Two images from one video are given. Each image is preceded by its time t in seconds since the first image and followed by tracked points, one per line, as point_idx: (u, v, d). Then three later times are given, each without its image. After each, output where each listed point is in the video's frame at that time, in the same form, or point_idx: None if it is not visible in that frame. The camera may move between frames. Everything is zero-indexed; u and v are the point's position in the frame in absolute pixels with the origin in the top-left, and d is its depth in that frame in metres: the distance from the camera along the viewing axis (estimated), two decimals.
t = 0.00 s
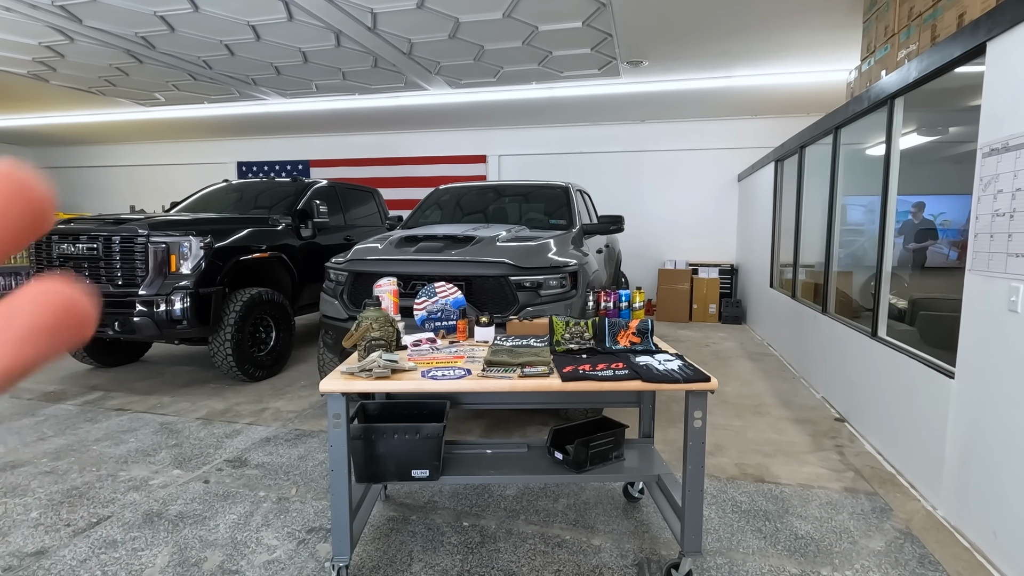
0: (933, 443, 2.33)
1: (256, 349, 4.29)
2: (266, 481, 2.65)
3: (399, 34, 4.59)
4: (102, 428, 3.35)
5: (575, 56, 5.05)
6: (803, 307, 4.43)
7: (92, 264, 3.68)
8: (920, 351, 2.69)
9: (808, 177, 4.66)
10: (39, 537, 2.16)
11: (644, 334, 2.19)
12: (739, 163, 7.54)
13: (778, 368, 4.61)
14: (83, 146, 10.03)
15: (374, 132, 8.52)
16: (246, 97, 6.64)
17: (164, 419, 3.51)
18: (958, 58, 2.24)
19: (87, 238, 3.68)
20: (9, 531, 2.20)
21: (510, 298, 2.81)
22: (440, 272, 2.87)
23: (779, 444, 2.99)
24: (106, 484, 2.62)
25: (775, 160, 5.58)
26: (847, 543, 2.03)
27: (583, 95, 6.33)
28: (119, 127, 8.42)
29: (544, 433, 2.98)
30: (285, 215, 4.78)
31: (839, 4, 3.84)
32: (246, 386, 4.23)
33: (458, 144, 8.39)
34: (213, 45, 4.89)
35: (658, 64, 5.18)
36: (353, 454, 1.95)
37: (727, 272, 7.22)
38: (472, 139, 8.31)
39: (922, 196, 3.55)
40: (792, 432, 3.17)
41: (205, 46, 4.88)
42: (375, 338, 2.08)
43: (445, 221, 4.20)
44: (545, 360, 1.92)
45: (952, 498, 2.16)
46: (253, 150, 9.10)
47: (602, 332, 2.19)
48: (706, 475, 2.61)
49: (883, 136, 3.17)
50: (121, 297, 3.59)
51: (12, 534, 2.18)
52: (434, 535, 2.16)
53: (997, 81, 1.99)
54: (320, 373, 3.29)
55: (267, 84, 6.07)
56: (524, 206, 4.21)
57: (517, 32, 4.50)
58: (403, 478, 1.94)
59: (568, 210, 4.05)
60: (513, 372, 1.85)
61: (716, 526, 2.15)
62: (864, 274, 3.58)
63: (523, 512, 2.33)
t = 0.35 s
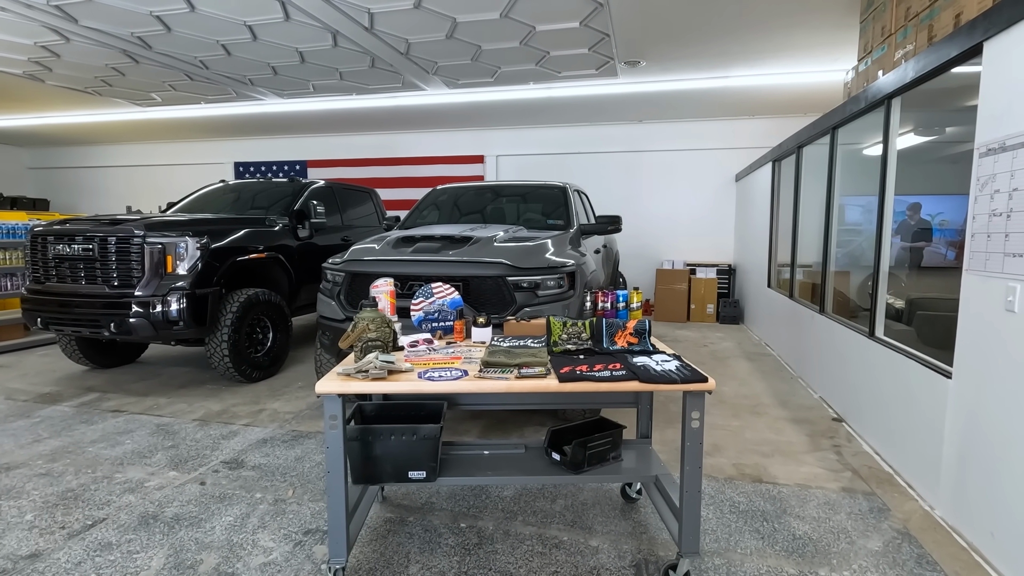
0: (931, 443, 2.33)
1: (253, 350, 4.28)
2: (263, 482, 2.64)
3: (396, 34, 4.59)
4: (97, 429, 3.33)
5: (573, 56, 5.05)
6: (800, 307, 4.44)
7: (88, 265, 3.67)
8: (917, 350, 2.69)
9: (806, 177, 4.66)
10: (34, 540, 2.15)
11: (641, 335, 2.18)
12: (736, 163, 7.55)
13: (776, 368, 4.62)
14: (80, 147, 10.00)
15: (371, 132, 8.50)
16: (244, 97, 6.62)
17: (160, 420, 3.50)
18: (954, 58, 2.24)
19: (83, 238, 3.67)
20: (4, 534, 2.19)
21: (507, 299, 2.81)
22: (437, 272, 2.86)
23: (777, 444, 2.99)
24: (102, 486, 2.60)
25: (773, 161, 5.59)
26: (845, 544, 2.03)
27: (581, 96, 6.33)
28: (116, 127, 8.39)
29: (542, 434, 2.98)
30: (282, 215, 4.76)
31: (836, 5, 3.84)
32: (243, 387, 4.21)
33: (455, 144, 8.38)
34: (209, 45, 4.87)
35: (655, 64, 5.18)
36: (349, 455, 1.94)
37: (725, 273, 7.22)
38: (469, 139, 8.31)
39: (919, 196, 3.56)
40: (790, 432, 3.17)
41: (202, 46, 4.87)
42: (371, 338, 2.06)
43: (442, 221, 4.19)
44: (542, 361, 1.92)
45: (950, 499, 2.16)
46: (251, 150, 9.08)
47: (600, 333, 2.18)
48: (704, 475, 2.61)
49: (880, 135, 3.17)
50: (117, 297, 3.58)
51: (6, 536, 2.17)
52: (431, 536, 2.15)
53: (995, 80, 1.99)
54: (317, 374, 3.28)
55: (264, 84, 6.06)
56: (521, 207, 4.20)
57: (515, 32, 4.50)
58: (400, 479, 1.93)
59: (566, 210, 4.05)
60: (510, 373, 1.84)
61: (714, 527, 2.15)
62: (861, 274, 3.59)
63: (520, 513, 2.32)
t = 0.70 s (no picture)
0: (930, 442, 2.33)
1: (251, 351, 4.26)
2: (261, 483, 2.63)
3: (394, 34, 4.58)
4: (95, 430, 3.32)
5: (571, 56, 5.05)
6: (799, 307, 4.44)
7: (85, 265, 3.65)
8: (916, 350, 2.69)
9: (804, 177, 4.66)
10: (30, 541, 2.14)
11: (640, 334, 2.17)
12: (735, 163, 7.56)
13: (774, 368, 4.62)
14: (77, 147, 9.98)
15: (369, 132, 8.49)
16: (241, 97, 6.62)
17: (158, 421, 3.48)
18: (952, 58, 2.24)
19: (80, 239, 3.65)
20: None
21: (506, 298, 2.80)
22: (435, 272, 2.86)
23: (776, 444, 2.99)
24: (98, 487, 2.59)
25: (771, 160, 5.59)
26: (844, 543, 2.02)
27: (579, 96, 6.33)
28: (113, 128, 8.37)
29: (540, 434, 2.97)
30: (280, 215, 4.75)
31: (834, 4, 3.85)
32: (241, 388, 4.20)
33: (454, 144, 8.38)
34: (207, 45, 4.86)
35: (654, 64, 5.18)
36: (347, 456, 1.93)
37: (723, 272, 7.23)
38: (468, 139, 8.30)
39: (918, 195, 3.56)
40: (789, 432, 3.17)
41: (199, 45, 4.86)
42: (369, 338, 2.05)
43: (441, 221, 4.18)
44: (540, 360, 1.91)
45: (949, 498, 2.16)
46: (248, 150, 9.06)
47: (598, 332, 2.17)
48: (703, 475, 2.60)
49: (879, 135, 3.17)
50: (114, 298, 3.56)
51: (2, 538, 2.16)
52: (430, 537, 2.14)
53: (994, 79, 1.99)
54: (315, 374, 3.27)
55: (261, 84, 6.05)
56: (520, 206, 4.19)
57: (513, 31, 4.50)
58: (398, 480, 1.93)
59: (564, 209, 4.05)
60: (509, 372, 1.83)
61: (713, 527, 2.14)
62: (860, 273, 3.59)
63: (519, 513, 2.32)
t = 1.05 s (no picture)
0: (926, 440, 2.34)
1: (249, 351, 4.26)
2: (259, 482, 2.63)
3: (392, 33, 4.58)
4: (93, 430, 3.32)
5: (569, 56, 5.06)
6: (797, 305, 4.45)
7: (83, 265, 3.65)
8: (912, 348, 2.70)
9: (801, 175, 4.67)
10: (28, 541, 2.14)
11: (637, 333, 2.18)
12: (732, 162, 7.57)
13: (772, 366, 4.63)
14: (74, 147, 9.95)
15: (367, 132, 8.49)
16: (238, 96, 6.60)
17: (155, 421, 3.48)
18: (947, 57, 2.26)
19: (78, 239, 3.65)
20: None
21: (504, 298, 2.81)
22: (433, 272, 2.86)
23: (773, 442, 3.00)
24: (96, 487, 2.59)
25: (768, 159, 5.60)
26: (840, 540, 2.03)
27: (576, 95, 6.34)
28: (110, 127, 8.35)
29: (539, 433, 2.98)
30: (278, 215, 4.75)
31: (831, 4, 3.86)
32: (239, 388, 4.19)
33: (452, 144, 8.38)
34: (204, 44, 4.85)
35: (651, 63, 5.19)
36: (346, 455, 1.93)
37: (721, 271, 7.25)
38: (465, 139, 8.30)
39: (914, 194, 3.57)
40: (786, 430, 3.18)
41: (196, 45, 4.85)
42: (367, 337, 2.06)
43: (438, 221, 4.18)
44: (538, 360, 1.92)
45: (944, 495, 2.17)
46: (246, 150, 9.05)
47: (596, 331, 2.18)
48: (700, 473, 2.62)
49: (875, 134, 3.18)
50: (112, 298, 3.56)
51: None
52: (428, 535, 2.15)
53: (988, 79, 2.00)
54: (313, 374, 3.27)
55: (258, 84, 6.04)
56: (517, 206, 4.20)
57: (510, 31, 4.50)
58: (397, 479, 1.93)
59: (562, 209, 4.05)
60: (507, 372, 1.84)
61: (710, 524, 2.15)
62: (856, 272, 3.61)
63: (518, 512, 2.32)
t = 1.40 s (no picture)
0: (922, 440, 2.36)
1: (247, 352, 4.25)
2: (258, 484, 2.63)
3: (389, 34, 4.58)
4: (90, 432, 3.31)
5: (567, 57, 5.06)
6: (794, 306, 4.47)
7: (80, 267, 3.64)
8: (908, 349, 2.72)
9: (797, 176, 4.69)
10: (27, 544, 2.13)
11: (636, 335, 2.19)
12: (729, 163, 7.59)
13: (769, 367, 4.65)
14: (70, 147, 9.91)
15: (364, 132, 8.47)
16: (235, 97, 6.59)
17: (154, 423, 3.47)
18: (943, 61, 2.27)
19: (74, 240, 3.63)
20: None
21: (502, 299, 2.81)
22: (432, 274, 2.87)
23: (770, 442, 3.02)
24: (95, 490, 2.58)
25: (765, 160, 5.62)
26: (838, 540, 2.05)
27: (574, 96, 6.34)
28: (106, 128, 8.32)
29: (537, 434, 2.99)
30: (276, 216, 4.74)
31: (827, 6, 3.88)
32: (238, 389, 4.19)
33: (449, 144, 8.38)
34: (201, 45, 4.84)
35: (649, 64, 5.20)
36: (346, 457, 1.93)
37: (718, 271, 7.27)
38: (463, 139, 8.30)
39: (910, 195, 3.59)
40: (783, 430, 3.20)
41: (194, 45, 4.83)
42: (367, 339, 2.06)
43: (437, 222, 4.19)
44: (538, 362, 1.93)
45: (940, 495, 2.19)
46: (242, 150, 9.03)
47: (595, 333, 2.19)
48: (698, 473, 2.63)
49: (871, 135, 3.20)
50: (109, 299, 3.55)
51: None
52: (428, 537, 2.15)
53: (983, 82, 2.02)
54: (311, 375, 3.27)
55: (256, 84, 6.02)
56: (515, 207, 4.20)
57: (508, 32, 4.51)
58: (397, 480, 1.94)
59: (560, 210, 4.06)
60: (506, 374, 1.85)
61: (709, 525, 2.16)
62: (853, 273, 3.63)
63: (517, 513, 2.33)
